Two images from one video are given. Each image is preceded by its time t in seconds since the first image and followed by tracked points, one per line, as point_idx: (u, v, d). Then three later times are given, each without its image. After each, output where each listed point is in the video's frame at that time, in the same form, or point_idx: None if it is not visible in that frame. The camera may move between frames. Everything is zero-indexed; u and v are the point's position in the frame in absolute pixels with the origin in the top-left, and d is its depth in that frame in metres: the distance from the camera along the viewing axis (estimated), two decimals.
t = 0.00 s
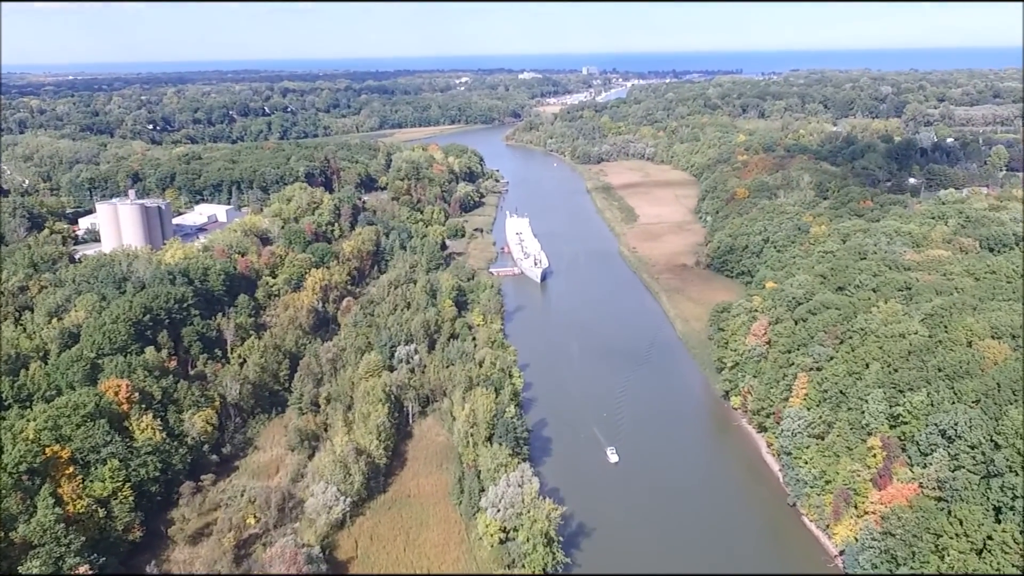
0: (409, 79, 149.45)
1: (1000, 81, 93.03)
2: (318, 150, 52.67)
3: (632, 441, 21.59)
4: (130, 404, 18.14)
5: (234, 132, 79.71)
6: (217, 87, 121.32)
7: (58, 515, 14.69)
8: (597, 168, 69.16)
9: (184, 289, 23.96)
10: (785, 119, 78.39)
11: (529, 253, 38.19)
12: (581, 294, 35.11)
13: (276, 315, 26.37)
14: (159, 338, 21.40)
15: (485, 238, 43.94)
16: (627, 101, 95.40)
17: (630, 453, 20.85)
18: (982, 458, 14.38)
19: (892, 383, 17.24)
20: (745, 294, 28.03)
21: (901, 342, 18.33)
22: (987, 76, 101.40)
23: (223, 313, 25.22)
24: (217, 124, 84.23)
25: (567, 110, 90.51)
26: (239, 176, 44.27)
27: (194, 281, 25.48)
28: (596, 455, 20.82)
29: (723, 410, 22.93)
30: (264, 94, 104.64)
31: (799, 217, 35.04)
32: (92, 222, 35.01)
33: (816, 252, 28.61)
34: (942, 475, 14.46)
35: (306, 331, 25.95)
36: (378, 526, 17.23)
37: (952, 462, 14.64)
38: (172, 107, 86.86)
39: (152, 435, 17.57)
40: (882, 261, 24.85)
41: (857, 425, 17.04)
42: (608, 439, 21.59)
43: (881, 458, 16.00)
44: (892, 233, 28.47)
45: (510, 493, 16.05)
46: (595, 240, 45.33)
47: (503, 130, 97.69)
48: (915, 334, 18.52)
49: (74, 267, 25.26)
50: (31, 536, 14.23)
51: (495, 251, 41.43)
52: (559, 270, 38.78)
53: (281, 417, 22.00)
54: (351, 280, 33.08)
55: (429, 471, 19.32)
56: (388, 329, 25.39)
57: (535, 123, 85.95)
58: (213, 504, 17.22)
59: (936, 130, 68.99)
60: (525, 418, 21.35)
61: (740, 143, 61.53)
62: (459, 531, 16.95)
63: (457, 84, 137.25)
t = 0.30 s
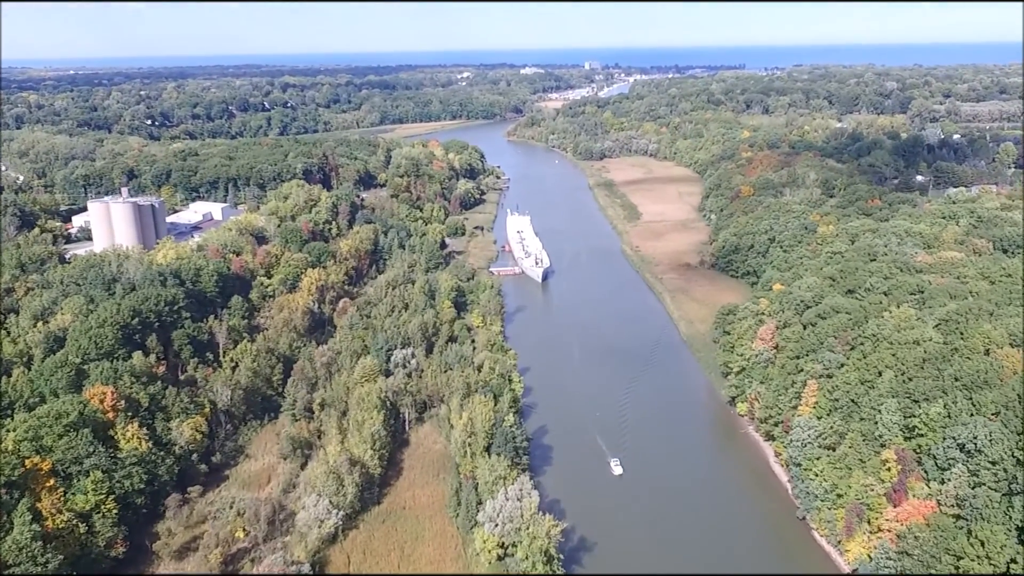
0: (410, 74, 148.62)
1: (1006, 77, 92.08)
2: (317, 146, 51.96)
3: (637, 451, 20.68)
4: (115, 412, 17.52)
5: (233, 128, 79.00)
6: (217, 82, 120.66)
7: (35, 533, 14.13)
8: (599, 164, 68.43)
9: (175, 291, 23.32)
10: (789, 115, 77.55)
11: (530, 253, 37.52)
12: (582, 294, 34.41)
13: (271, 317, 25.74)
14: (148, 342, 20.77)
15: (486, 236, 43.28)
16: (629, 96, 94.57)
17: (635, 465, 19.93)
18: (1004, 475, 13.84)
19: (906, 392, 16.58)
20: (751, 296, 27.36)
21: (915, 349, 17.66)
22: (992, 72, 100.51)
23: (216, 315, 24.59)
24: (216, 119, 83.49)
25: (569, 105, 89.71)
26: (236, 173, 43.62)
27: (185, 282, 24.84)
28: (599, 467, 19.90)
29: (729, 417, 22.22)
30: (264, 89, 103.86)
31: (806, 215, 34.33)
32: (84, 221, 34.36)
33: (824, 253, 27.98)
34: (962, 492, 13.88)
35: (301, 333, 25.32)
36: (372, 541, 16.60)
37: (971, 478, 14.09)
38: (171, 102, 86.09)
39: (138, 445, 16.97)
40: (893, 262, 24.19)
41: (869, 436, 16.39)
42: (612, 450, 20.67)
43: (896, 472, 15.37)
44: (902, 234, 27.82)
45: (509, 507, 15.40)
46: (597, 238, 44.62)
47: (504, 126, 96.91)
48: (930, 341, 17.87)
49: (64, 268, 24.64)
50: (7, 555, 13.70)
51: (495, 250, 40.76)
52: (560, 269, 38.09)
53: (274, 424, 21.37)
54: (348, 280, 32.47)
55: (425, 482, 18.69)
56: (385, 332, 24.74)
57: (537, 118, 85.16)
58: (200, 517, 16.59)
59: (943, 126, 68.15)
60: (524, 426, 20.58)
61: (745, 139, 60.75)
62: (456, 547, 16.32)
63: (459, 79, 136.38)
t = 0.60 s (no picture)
0: (412, 68, 147.70)
1: (1012, 72, 91.02)
2: (316, 142, 51.28)
3: (642, 461, 19.94)
4: (100, 420, 16.90)
5: (233, 123, 78.31)
6: (218, 76, 120.10)
7: (11, 551, 13.57)
8: (602, 160, 67.68)
9: (166, 292, 22.69)
10: (794, 110, 76.68)
11: (532, 251, 36.84)
12: (585, 294, 33.74)
13: (265, 319, 25.12)
14: (137, 346, 20.15)
15: (487, 234, 42.61)
16: (632, 91, 93.71)
17: (639, 475, 19.29)
18: None
19: (922, 402, 15.91)
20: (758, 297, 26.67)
21: (932, 357, 16.97)
22: (999, 66, 99.39)
23: (209, 316, 23.97)
24: (216, 114, 82.77)
25: (572, 100, 88.87)
26: (233, 169, 42.99)
27: (177, 282, 24.22)
28: (604, 479, 19.16)
29: (737, 423, 21.58)
30: (264, 84, 103.04)
31: (814, 213, 33.57)
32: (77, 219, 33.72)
33: (833, 253, 27.31)
34: (985, 511, 13.31)
35: (296, 335, 24.68)
36: (365, 555, 15.98)
37: (995, 496, 13.51)
38: (171, 97, 85.36)
39: (123, 456, 16.36)
40: (905, 264, 23.51)
41: (884, 448, 15.74)
42: (617, 460, 19.93)
43: (913, 487, 14.75)
44: (913, 235, 27.13)
45: (508, 522, 14.76)
46: (600, 236, 43.90)
47: (506, 120, 96.06)
48: (946, 348, 17.19)
49: (53, 268, 24.06)
50: None
51: (496, 248, 40.09)
52: (563, 267, 37.41)
53: (267, 429, 20.74)
54: (345, 279, 31.85)
55: (422, 492, 18.08)
56: (382, 334, 24.10)
57: (539, 113, 84.33)
58: (188, 530, 15.98)
59: (950, 122, 67.24)
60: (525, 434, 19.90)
61: (749, 134, 59.91)
62: (453, 562, 15.70)
63: (460, 74, 135.47)
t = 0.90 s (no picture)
0: (413, 60, 146.44)
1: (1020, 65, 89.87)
2: (314, 135, 50.53)
3: (645, 469, 19.33)
4: (83, 427, 16.26)
5: (233, 115, 77.53)
6: (218, 68, 119.20)
7: None
8: (604, 154, 66.88)
9: (156, 292, 22.05)
10: (799, 103, 75.75)
11: (533, 248, 36.13)
12: (587, 292, 33.07)
13: (259, 318, 24.47)
14: (124, 348, 19.53)
15: (488, 230, 41.90)
16: (635, 83, 92.73)
17: (643, 483, 18.66)
18: None
19: (939, 413, 15.29)
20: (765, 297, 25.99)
21: (948, 364, 16.32)
22: (1006, 59, 98.20)
23: (200, 316, 23.34)
24: (215, 106, 81.95)
25: (574, 93, 87.95)
26: (229, 163, 42.31)
27: (168, 281, 23.55)
28: (606, 489, 18.45)
29: (744, 428, 20.94)
30: (264, 75, 102.13)
31: (821, 209, 32.81)
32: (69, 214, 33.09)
33: (842, 252, 26.58)
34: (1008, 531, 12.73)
35: (290, 336, 24.03)
36: (357, 569, 15.38)
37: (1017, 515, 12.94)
38: (169, 88, 84.49)
39: (106, 465, 15.76)
40: (917, 263, 22.82)
41: (899, 460, 15.12)
42: (621, 471, 19.16)
43: (930, 502, 14.16)
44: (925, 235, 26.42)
45: (507, 538, 14.13)
46: (602, 232, 43.20)
47: (508, 113, 95.14)
48: (963, 355, 16.53)
49: (42, 265, 23.45)
50: None
51: (497, 244, 39.38)
52: (565, 264, 36.70)
53: (259, 434, 20.13)
54: (342, 276, 31.21)
55: (418, 501, 17.49)
56: (378, 335, 23.43)
57: (541, 106, 83.42)
58: (173, 542, 15.38)
59: (957, 115, 66.29)
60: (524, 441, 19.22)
61: (754, 128, 59.04)
62: None
63: (462, 66, 134.36)
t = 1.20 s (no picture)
0: (415, 52, 145.31)
1: None
2: (312, 129, 49.79)
3: (650, 476, 18.71)
4: (65, 435, 15.69)
5: (232, 108, 76.78)
6: (218, 60, 118.28)
7: None
8: (607, 148, 66.07)
9: (145, 293, 21.41)
10: (804, 97, 74.82)
11: (534, 245, 35.43)
12: (588, 290, 32.37)
13: (252, 319, 23.83)
14: (111, 351, 18.93)
15: (488, 225, 41.20)
16: (638, 76, 91.77)
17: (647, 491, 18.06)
18: None
19: (958, 424, 14.70)
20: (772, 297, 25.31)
21: (966, 372, 15.68)
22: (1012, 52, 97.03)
23: (192, 317, 22.71)
24: (214, 98, 81.12)
25: (577, 86, 87.04)
26: (226, 157, 41.61)
27: (158, 280, 22.90)
28: (609, 498, 17.85)
29: (751, 434, 20.31)
30: (264, 68, 101.20)
31: (829, 206, 32.07)
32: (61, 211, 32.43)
33: (851, 251, 25.89)
34: None
35: (284, 337, 23.40)
36: None
37: None
38: (168, 80, 83.66)
39: (88, 475, 15.20)
40: (930, 263, 22.12)
41: (915, 473, 14.54)
42: (625, 481, 18.48)
43: (948, 520, 13.62)
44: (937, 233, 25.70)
45: (504, 554, 13.53)
46: (605, 227, 42.48)
47: (510, 106, 94.25)
48: (982, 363, 15.89)
49: (29, 264, 22.85)
50: None
51: (497, 240, 38.67)
52: (566, 261, 36.01)
53: (250, 439, 19.51)
54: (339, 274, 30.55)
55: (413, 512, 16.92)
56: (374, 336, 22.77)
57: (543, 99, 82.55)
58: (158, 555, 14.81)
59: (964, 109, 65.35)
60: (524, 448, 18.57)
61: (759, 121, 58.20)
62: None
63: (464, 58, 133.26)
